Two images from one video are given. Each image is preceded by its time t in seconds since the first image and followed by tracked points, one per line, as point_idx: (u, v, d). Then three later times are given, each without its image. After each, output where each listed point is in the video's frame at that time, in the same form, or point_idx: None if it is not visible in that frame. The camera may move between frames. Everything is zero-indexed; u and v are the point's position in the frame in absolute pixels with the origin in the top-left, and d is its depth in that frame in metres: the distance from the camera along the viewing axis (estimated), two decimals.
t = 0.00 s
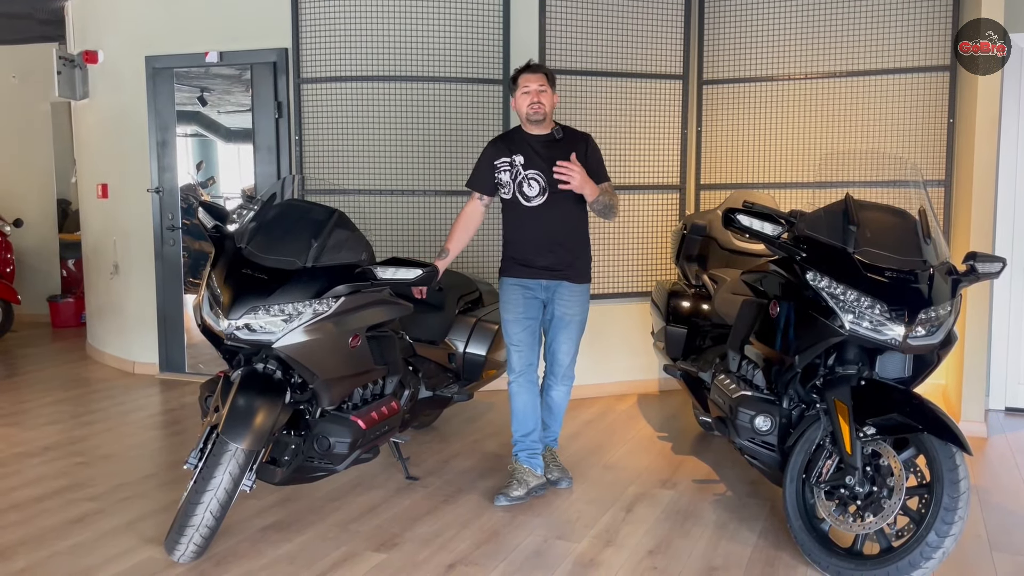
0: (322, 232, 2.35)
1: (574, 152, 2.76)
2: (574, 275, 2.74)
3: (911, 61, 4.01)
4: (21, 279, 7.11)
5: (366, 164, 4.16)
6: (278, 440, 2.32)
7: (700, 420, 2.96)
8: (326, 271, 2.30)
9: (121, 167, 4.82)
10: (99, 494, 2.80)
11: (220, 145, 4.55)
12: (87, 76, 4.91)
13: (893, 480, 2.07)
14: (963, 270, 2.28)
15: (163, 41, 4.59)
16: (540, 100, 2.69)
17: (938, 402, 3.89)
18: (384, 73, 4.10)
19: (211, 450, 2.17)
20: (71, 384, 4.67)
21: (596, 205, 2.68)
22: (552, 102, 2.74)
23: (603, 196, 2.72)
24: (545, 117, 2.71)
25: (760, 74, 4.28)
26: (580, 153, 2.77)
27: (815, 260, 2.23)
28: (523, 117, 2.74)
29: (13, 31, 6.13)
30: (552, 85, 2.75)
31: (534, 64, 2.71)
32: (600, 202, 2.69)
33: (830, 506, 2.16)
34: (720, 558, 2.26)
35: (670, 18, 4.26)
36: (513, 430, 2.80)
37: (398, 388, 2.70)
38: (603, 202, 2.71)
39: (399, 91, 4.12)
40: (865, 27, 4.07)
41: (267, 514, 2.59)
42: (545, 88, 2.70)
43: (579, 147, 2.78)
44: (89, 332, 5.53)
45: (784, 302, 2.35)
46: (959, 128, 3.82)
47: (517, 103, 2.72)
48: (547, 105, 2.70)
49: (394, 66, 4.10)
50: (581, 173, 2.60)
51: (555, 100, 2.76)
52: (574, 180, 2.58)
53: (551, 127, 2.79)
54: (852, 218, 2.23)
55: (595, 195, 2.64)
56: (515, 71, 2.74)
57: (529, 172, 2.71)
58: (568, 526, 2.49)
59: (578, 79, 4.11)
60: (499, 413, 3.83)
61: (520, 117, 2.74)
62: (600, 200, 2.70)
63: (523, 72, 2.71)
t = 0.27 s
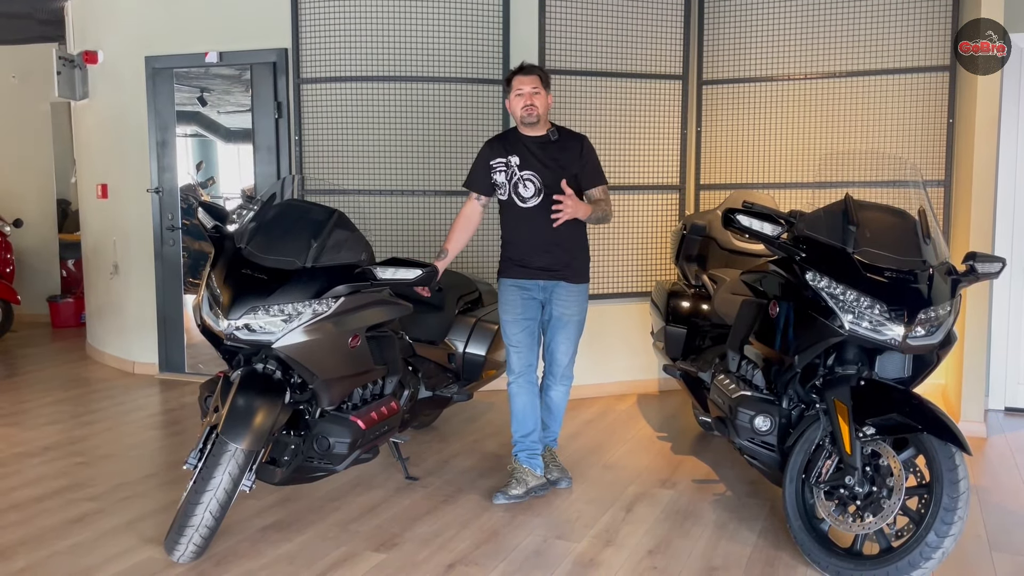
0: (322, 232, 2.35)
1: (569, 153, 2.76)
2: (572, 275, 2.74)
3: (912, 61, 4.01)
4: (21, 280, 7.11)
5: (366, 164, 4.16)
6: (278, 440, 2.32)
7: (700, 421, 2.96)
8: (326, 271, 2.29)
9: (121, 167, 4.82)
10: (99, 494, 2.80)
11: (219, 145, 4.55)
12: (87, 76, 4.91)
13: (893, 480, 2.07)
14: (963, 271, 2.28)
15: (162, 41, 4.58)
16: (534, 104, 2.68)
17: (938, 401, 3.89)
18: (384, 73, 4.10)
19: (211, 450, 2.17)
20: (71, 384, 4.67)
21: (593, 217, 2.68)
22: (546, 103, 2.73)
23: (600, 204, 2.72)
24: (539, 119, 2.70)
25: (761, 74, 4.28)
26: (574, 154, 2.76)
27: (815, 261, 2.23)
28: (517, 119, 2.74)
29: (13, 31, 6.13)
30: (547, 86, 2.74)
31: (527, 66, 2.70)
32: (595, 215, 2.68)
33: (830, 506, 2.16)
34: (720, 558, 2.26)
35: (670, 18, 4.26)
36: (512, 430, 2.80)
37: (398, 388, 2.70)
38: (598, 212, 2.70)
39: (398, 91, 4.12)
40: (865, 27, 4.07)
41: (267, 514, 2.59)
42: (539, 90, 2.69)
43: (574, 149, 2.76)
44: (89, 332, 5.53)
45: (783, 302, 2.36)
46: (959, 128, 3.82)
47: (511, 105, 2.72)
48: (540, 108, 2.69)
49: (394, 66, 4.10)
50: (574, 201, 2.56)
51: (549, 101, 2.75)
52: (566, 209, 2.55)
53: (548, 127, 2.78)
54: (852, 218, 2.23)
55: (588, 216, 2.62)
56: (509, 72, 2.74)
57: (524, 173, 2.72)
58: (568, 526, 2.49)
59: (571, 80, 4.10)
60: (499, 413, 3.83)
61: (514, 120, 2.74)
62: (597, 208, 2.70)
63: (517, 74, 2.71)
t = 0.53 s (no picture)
0: (322, 233, 2.35)
1: (569, 153, 2.76)
2: (572, 276, 2.74)
3: (912, 61, 4.01)
4: (21, 280, 7.11)
5: (367, 164, 4.16)
6: (278, 441, 2.32)
7: (700, 421, 2.97)
8: (326, 272, 2.29)
9: (121, 167, 4.82)
10: (99, 495, 2.79)
11: (219, 146, 4.55)
12: (87, 77, 4.91)
13: (893, 481, 2.06)
14: (963, 271, 2.28)
15: (163, 41, 4.59)
16: (534, 104, 2.68)
17: (938, 402, 3.89)
18: (384, 73, 4.10)
19: (210, 451, 2.17)
20: (71, 385, 4.67)
21: (589, 210, 2.66)
22: (546, 104, 2.73)
23: (597, 199, 2.71)
24: (540, 121, 2.70)
25: (761, 74, 4.28)
26: (574, 154, 2.76)
27: (815, 261, 2.23)
28: (517, 120, 2.73)
29: (13, 31, 6.13)
30: (546, 87, 2.74)
31: (528, 67, 2.69)
32: (591, 208, 2.66)
33: (829, 507, 2.16)
34: (720, 559, 2.26)
35: (670, 19, 4.26)
36: (512, 432, 2.80)
37: (397, 389, 2.71)
38: (594, 207, 2.69)
39: (399, 92, 4.12)
40: (865, 28, 4.07)
41: (267, 515, 2.59)
42: (539, 91, 2.70)
43: (574, 149, 2.77)
44: (89, 333, 5.53)
45: (783, 303, 2.36)
46: (959, 128, 3.82)
47: (511, 106, 2.72)
48: (541, 108, 2.69)
49: (394, 67, 4.10)
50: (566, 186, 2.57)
51: (549, 102, 2.75)
52: (558, 193, 2.55)
53: (547, 127, 2.78)
54: (852, 219, 2.23)
55: (582, 204, 2.60)
56: (510, 72, 2.73)
57: (524, 173, 2.71)
58: (568, 527, 2.48)
59: (570, 80, 4.10)
60: (498, 414, 3.83)
61: (514, 120, 2.73)
62: (594, 203, 2.69)
63: (517, 75, 2.70)
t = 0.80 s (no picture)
0: (321, 234, 2.35)
1: (569, 155, 2.76)
2: (571, 277, 2.74)
3: (912, 61, 4.01)
4: (20, 280, 7.11)
5: (366, 164, 4.16)
6: (278, 442, 2.32)
7: (700, 422, 2.97)
8: (326, 273, 2.29)
9: (121, 168, 4.81)
10: (98, 495, 2.79)
11: (219, 146, 4.55)
12: (87, 77, 4.90)
13: (893, 482, 2.06)
14: (963, 272, 2.28)
15: (163, 42, 4.58)
16: (534, 108, 2.68)
17: (938, 403, 3.89)
18: (384, 74, 4.09)
19: (209, 452, 2.16)
20: (71, 386, 4.67)
21: (585, 219, 2.66)
22: (547, 108, 2.73)
23: (595, 207, 2.70)
24: (540, 126, 2.71)
25: (761, 74, 4.28)
26: (574, 155, 2.76)
27: (815, 262, 2.23)
28: (518, 123, 2.73)
29: (13, 32, 6.13)
30: (547, 90, 2.73)
31: (529, 70, 2.68)
32: (587, 218, 2.66)
33: (829, 508, 2.16)
34: (720, 560, 2.26)
35: (670, 19, 4.26)
36: (513, 432, 2.80)
37: (397, 390, 2.71)
38: (591, 216, 2.68)
39: (399, 92, 4.12)
40: (865, 28, 4.07)
41: (267, 516, 2.58)
42: (541, 95, 2.69)
43: (574, 151, 2.77)
44: (89, 333, 5.53)
45: (782, 304, 2.36)
46: (959, 129, 3.82)
47: (512, 109, 2.71)
48: (542, 113, 2.69)
49: (394, 67, 4.09)
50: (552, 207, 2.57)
51: (549, 105, 2.75)
52: (545, 215, 2.57)
53: (547, 129, 2.78)
54: (852, 220, 2.23)
55: (575, 219, 2.61)
56: (511, 74, 2.71)
57: (524, 176, 2.72)
58: (568, 527, 2.48)
59: (569, 80, 4.10)
60: (498, 415, 3.83)
61: (515, 123, 2.73)
62: (591, 211, 2.68)
63: (518, 77, 2.69)
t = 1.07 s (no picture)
0: (321, 234, 2.34)
1: (569, 155, 2.76)
2: (571, 277, 2.74)
3: (912, 62, 4.01)
4: (20, 280, 7.12)
5: (366, 165, 4.16)
6: (278, 442, 2.32)
7: (701, 423, 2.97)
8: (326, 273, 2.29)
9: (121, 168, 4.81)
10: (98, 496, 2.79)
11: (219, 147, 4.54)
12: (87, 77, 4.91)
13: (893, 483, 2.06)
14: (963, 273, 2.28)
15: (163, 42, 4.58)
16: (534, 108, 2.67)
17: (939, 404, 3.89)
18: (384, 74, 4.09)
19: (209, 452, 2.16)
20: (71, 386, 4.67)
21: (585, 220, 2.66)
22: (547, 108, 2.73)
23: (594, 208, 2.70)
24: (540, 125, 2.70)
25: (761, 75, 4.28)
26: (574, 155, 2.76)
27: (816, 263, 2.22)
28: (517, 123, 2.73)
29: (13, 32, 6.13)
30: (547, 89, 2.73)
31: (529, 70, 2.68)
32: (587, 219, 2.66)
33: (830, 509, 2.15)
34: (720, 561, 2.26)
35: (670, 20, 4.26)
36: (513, 434, 2.80)
37: (397, 390, 2.71)
38: (591, 216, 2.68)
39: (399, 92, 4.12)
40: (865, 28, 4.07)
41: (267, 516, 2.58)
42: (540, 95, 2.69)
43: (574, 151, 2.76)
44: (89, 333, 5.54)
45: (783, 305, 2.35)
46: (959, 129, 3.82)
47: (512, 109, 2.71)
48: (541, 112, 2.68)
49: (394, 67, 4.09)
50: (552, 211, 2.57)
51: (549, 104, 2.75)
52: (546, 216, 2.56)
53: (547, 129, 2.78)
54: (852, 221, 2.23)
55: (575, 220, 2.61)
56: (511, 74, 2.71)
57: (523, 176, 2.72)
58: (569, 528, 2.48)
59: (570, 81, 4.09)
60: (498, 415, 3.82)
61: (514, 123, 2.73)
62: (591, 212, 2.68)
63: (517, 77, 2.69)
